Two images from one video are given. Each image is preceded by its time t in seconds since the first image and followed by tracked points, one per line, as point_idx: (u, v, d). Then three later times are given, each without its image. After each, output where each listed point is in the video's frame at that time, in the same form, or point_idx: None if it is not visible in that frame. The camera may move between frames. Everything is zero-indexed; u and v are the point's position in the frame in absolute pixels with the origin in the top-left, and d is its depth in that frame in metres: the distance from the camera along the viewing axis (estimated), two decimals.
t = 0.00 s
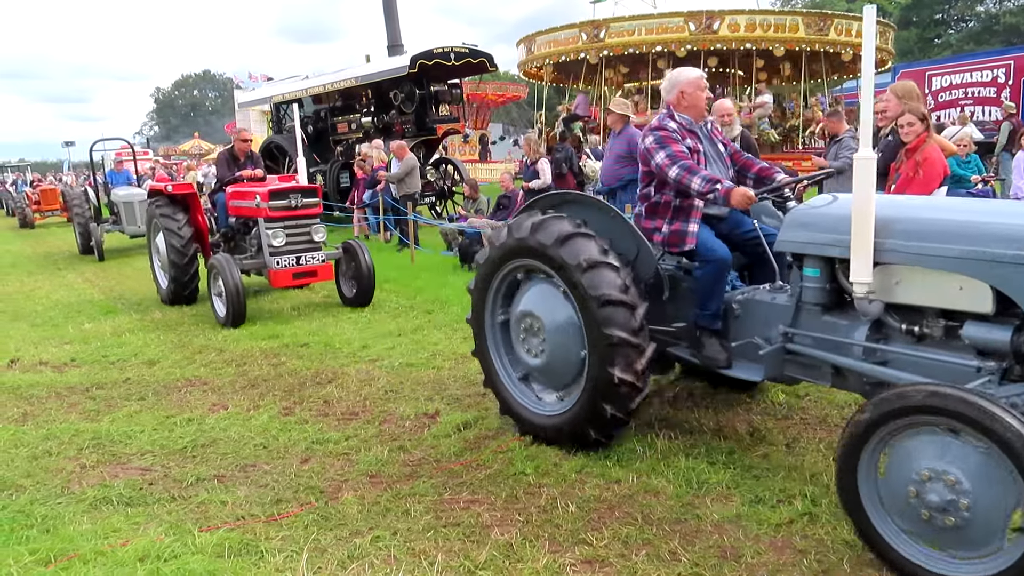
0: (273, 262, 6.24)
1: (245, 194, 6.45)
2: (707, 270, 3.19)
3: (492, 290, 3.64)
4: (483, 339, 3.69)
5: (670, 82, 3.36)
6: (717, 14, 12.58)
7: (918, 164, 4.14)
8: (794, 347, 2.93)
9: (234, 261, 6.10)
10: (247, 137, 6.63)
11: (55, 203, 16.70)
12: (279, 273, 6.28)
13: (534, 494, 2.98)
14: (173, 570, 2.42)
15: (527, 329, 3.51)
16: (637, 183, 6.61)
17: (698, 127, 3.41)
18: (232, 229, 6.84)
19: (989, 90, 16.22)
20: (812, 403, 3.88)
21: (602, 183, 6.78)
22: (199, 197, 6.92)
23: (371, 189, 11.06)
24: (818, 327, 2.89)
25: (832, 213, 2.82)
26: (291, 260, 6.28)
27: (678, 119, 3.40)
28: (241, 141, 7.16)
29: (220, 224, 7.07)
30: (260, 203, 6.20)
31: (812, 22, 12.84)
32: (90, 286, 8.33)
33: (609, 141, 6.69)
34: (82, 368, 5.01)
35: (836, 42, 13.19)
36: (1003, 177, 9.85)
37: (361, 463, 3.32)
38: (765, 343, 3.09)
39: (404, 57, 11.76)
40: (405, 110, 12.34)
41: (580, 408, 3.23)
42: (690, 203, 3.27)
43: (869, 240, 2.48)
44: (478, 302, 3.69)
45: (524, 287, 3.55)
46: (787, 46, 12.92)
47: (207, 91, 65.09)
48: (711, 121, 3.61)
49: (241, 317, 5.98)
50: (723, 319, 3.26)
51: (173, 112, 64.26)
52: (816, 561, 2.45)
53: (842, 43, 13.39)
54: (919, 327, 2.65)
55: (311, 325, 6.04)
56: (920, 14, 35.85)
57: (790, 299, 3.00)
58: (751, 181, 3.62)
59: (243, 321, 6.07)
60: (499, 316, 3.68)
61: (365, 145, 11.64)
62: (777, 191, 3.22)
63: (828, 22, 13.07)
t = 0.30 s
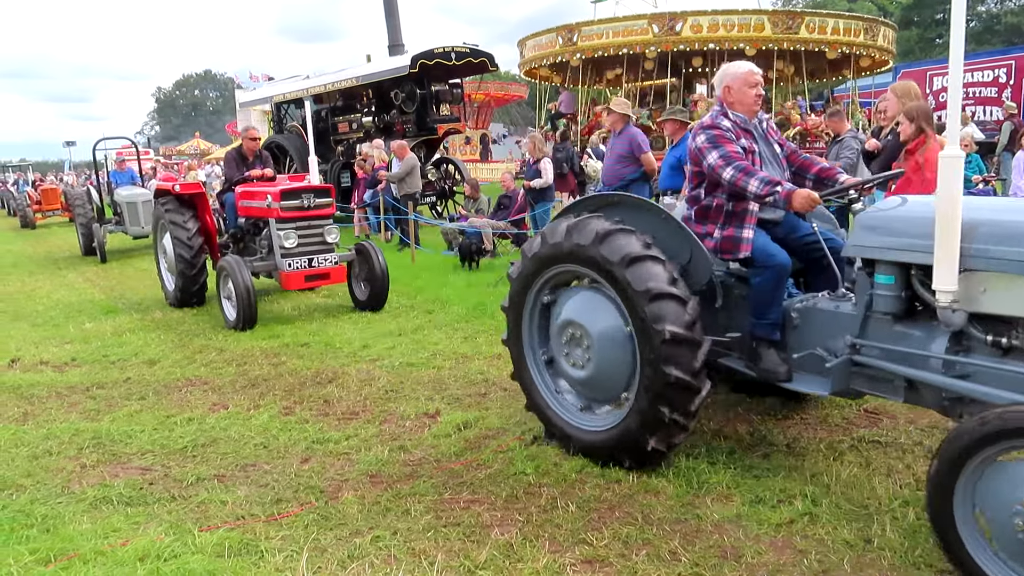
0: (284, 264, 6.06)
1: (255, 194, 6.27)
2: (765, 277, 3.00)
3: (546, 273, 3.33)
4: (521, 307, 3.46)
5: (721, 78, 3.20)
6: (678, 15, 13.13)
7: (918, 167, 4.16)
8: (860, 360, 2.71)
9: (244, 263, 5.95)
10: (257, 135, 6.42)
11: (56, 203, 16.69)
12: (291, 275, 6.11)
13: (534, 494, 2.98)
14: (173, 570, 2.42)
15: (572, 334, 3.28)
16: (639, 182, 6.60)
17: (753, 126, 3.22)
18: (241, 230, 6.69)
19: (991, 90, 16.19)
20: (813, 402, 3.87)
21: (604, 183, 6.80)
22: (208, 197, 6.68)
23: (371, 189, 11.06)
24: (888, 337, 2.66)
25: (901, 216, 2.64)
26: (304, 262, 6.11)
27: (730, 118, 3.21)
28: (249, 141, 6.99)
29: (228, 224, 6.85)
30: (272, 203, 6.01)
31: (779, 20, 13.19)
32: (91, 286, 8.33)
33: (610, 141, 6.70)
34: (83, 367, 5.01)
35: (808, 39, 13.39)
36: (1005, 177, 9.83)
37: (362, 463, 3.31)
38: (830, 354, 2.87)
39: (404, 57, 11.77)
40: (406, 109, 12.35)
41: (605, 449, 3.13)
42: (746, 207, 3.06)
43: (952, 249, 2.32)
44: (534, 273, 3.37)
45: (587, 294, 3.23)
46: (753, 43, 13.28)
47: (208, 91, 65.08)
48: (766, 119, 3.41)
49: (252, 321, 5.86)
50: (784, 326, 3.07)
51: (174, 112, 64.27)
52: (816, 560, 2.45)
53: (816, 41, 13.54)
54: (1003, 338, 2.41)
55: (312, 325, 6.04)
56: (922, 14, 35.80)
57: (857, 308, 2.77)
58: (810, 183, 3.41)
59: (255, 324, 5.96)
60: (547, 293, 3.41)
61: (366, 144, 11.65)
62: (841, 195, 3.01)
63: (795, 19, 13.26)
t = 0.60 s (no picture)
0: (296, 265, 5.89)
1: (266, 194, 6.08)
2: (831, 286, 2.80)
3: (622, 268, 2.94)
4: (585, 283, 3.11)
5: (785, 72, 2.94)
6: (643, 18, 14.53)
7: (913, 166, 4.20)
8: (937, 375, 2.48)
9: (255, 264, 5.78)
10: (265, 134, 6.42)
11: (57, 203, 16.68)
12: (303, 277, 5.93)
13: (534, 494, 2.98)
14: (173, 569, 2.42)
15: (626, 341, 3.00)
16: (641, 182, 6.59)
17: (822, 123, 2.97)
18: (249, 230, 6.52)
19: (992, 89, 16.19)
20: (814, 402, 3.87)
21: (605, 182, 6.81)
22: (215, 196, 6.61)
23: (371, 189, 11.05)
24: (967, 349, 2.43)
25: (984, 217, 2.40)
26: (316, 263, 5.93)
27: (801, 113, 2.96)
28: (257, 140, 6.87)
29: (238, 225, 6.71)
30: (284, 203, 5.83)
31: (745, 19, 14.31)
32: (91, 286, 8.33)
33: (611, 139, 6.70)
34: (83, 367, 5.02)
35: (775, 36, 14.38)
36: (1006, 177, 9.83)
37: (362, 463, 3.31)
38: (903, 368, 2.63)
39: (404, 57, 11.78)
40: (407, 109, 12.36)
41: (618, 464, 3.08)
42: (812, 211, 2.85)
43: None
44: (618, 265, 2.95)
45: (663, 321, 2.88)
46: (716, 42, 14.50)
47: (209, 91, 65.08)
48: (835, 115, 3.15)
49: (262, 326, 5.69)
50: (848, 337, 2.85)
51: (175, 111, 64.30)
52: (816, 561, 2.44)
53: (784, 38, 14.45)
54: None
55: (312, 325, 6.05)
56: (923, 13, 35.77)
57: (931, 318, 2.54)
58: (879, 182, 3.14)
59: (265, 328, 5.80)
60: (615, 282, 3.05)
61: (367, 144, 11.66)
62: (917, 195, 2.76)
63: (761, 18, 14.30)
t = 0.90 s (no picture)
0: (308, 268, 5.69)
1: (279, 196, 5.92)
2: (909, 295, 2.59)
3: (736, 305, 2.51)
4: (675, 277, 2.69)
5: (876, 61, 2.60)
6: (610, 21, 15.24)
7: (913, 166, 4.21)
8: None
9: (266, 267, 5.64)
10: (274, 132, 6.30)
11: (59, 203, 16.64)
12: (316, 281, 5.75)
13: (535, 493, 2.98)
14: (174, 569, 2.43)
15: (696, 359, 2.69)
16: (642, 182, 6.60)
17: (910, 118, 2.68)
18: (259, 231, 6.31)
19: (993, 88, 16.17)
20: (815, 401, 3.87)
21: (607, 182, 6.81)
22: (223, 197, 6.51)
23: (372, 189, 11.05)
24: None
25: None
26: (330, 266, 5.73)
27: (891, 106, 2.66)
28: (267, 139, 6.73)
29: (246, 226, 6.49)
30: (296, 204, 5.65)
31: (709, 19, 14.67)
32: (92, 285, 8.33)
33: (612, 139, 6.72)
34: (84, 367, 5.02)
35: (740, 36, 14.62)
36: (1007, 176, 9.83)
37: (362, 462, 3.31)
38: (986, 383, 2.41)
39: (405, 57, 11.77)
40: (408, 109, 12.35)
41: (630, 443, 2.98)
42: (892, 217, 2.60)
43: None
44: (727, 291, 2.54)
45: (745, 368, 2.57)
46: (680, 43, 14.94)
47: (211, 90, 65.06)
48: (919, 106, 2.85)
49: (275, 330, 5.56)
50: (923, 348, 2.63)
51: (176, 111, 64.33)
52: (816, 561, 2.44)
53: (750, 37, 14.66)
54: None
55: (313, 324, 6.05)
56: (925, 12, 35.70)
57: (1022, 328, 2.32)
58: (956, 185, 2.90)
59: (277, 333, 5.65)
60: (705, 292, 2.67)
61: (368, 143, 11.66)
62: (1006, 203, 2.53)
63: (724, 18, 14.62)
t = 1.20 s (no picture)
0: (321, 270, 5.50)
1: (291, 195, 5.75)
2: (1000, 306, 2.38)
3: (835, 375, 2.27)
4: (795, 304, 2.36)
5: (966, 55, 2.34)
6: (582, 25, 15.65)
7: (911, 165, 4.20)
8: None
9: (278, 269, 5.44)
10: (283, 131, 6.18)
11: (60, 203, 16.61)
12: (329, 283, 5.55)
13: (535, 493, 2.98)
14: (174, 568, 2.43)
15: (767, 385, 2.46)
16: (642, 181, 6.60)
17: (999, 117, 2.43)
18: (269, 233, 6.22)
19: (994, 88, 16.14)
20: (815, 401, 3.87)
21: (607, 182, 6.81)
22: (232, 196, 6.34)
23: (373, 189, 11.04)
24: None
25: None
26: (343, 268, 5.53)
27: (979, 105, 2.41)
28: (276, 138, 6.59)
29: (256, 225, 6.40)
30: (310, 204, 5.46)
31: (673, 21, 14.91)
32: (93, 285, 8.34)
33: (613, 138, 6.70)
34: (85, 366, 5.03)
35: (705, 36, 14.88)
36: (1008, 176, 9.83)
37: (363, 462, 3.32)
38: None
39: (406, 57, 11.77)
40: (408, 108, 12.35)
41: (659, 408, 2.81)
42: (978, 225, 2.36)
43: None
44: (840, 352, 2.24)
45: (817, 424, 2.38)
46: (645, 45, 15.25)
47: (212, 90, 65.05)
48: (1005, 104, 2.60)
49: (288, 336, 5.37)
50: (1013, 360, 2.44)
51: (177, 111, 64.35)
52: (816, 560, 2.43)
53: (715, 37, 14.89)
54: None
55: (313, 324, 6.05)
56: (925, 12, 35.72)
57: None
58: None
59: (290, 338, 5.47)
60: (811, 328, 2.36)
61: (369, 142, 11.64)
62: None
63: (687, 19, 14.87)
